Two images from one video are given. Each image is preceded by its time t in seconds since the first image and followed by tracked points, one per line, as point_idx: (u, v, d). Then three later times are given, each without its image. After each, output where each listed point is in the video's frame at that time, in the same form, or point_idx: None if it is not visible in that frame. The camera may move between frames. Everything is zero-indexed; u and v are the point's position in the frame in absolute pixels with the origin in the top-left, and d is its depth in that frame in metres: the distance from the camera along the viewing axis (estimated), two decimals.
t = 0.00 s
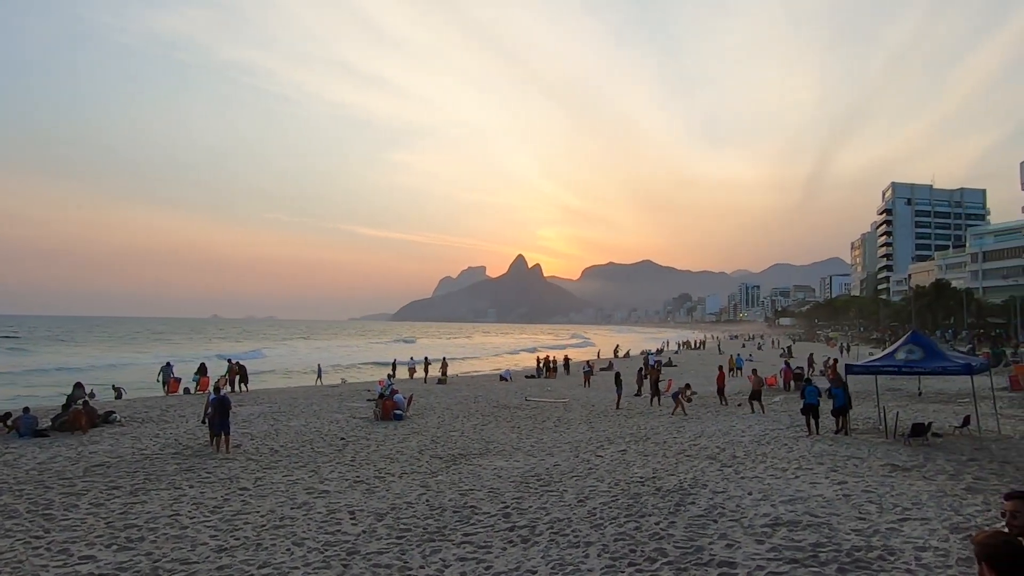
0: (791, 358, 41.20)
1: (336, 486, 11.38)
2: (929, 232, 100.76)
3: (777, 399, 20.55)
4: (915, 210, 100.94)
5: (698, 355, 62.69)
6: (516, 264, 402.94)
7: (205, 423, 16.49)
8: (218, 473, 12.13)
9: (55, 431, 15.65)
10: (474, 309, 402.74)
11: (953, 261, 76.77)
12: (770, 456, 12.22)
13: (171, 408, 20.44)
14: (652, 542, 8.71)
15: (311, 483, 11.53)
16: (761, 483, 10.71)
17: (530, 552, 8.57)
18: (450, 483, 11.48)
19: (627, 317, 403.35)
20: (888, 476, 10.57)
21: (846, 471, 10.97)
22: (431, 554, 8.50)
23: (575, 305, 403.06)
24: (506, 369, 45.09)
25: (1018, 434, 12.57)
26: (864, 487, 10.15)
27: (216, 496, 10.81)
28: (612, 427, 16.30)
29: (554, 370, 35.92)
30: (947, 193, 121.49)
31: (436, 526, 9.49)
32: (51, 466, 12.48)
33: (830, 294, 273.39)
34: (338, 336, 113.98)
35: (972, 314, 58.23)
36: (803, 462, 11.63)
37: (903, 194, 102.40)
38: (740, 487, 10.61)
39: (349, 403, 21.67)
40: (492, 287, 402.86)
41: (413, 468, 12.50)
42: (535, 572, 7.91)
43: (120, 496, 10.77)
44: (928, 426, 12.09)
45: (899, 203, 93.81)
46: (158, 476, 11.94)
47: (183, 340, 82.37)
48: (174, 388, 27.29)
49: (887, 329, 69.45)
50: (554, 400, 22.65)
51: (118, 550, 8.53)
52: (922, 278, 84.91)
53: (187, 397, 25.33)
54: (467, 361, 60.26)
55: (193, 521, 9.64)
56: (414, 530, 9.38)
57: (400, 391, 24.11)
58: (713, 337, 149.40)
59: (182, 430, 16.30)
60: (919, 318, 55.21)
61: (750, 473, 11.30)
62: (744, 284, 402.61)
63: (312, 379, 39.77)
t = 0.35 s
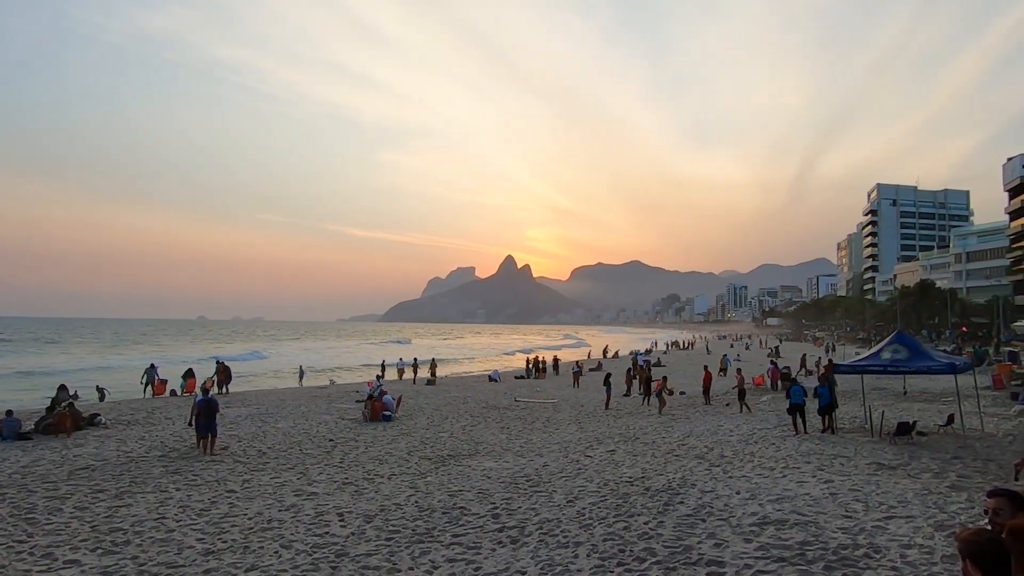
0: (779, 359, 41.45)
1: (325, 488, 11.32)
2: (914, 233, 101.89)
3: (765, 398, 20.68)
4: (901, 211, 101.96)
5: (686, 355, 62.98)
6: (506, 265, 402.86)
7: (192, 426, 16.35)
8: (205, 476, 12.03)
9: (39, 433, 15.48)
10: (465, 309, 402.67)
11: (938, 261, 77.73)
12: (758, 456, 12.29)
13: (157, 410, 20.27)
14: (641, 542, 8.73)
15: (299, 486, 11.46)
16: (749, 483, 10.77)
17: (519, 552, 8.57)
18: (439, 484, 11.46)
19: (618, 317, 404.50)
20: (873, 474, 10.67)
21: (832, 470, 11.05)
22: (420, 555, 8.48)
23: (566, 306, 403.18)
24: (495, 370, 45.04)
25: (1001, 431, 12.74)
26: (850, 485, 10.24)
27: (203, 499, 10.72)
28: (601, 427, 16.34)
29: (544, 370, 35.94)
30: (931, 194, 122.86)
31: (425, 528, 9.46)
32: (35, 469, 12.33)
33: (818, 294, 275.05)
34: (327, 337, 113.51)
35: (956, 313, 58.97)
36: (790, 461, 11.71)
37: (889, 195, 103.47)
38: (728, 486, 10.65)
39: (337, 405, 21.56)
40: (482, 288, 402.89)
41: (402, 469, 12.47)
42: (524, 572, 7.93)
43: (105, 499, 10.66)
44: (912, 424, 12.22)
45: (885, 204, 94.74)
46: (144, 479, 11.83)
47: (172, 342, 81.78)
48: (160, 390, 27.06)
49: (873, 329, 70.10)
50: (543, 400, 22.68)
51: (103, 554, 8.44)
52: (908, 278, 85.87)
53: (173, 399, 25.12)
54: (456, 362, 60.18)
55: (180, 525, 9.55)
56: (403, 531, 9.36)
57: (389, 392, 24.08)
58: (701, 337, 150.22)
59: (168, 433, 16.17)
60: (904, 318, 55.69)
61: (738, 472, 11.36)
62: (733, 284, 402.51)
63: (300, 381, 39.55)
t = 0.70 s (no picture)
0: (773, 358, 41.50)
1: (319, 489, 11.29)
2: (907, 233, 102.42)
3: (759, 398, 20.69)
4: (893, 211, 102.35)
5: (681, 355, 63.05)
6: (501, 266, 402.77)
7: (186, 427, 16.27)
8: (199, 478, 11.97)
9: (31, 435, 15.39)
10: (459, 309, 402.65)
11: (930, 261, 78.15)
12: (753, 455, 12.33)
13: (151, 412, 20.20)
14: (636, 542, 8.74)
15: (293, 487, 11.42)
16: (743, 482, 10.80)
17: (514, 553, 8.57)
18: (434, 485, 11.45)
19: (612, 317, 404.94)
20: (867, 473, 10.71)
21: (826, 469, 11.09)
22: (416, 556, 8.47)
23: (561, 306, 403.12)
24: (490, 371, 44.99)
25: (993, 430, 12.81)
26: (844, 484, 10.28)
27: (197, 501, 10.67)
28: (596, 427, 16.36)
29: (539, 370, 35.92)
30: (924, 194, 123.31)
31: (420, 528, 9.45)
32: (27, 472, 12.26)
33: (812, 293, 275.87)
34: (321, 338, 113.17)
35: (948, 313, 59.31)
36: (784, 461, 11.74)
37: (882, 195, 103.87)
38: (723, 485, 10.68)
39: (332, 406, 21.50)
40: (477, 288, 402.83)
41: (397, 470, 12.44)
42: (520, 572, 7.94)
43: (98, 501, 10.60)
44: (905, 423, 12.27)
45: (878, 204, 95.15)
46: (138, 481, 11.77)
47: (166, 343, 81.48)
48: (153, 392, 26.91)
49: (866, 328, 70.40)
50: (538, 400, 22.68)
51: (96, 556, 8.39)
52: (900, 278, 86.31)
53: (166, 401, 24.99)
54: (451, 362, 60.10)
55: (174, 526, 9.51)
56: (398, 532, 9.33)
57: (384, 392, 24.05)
58: (696, 336, 150.62)
59: (162, 434, 16.09)
60: (896, 317, 55.89)
61: (733, 471, 11.39)
62: (728, 284, 402.73)
63: (295, 381, 39.43)
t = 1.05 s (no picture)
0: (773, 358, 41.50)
1: (319, 490, 11.29)
2: (906, 232, 102.42)
3: (759, 398, 20.69)
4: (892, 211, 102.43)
5: (680, 355, 63.03)
6: (500, 266, 402.71)
7: (185, 428, 16.25)
8: (199, 479, 11.97)
9: (31, 437, 15.37)
10: (458, 309, 402.67)
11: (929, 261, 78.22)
12: (752, 455, 12.33)
13: (150, 413, 20.19)
14: (637, 542, 8.75)
15: (293, 488, 11.41)
16: (743, 482, 10.81)
17: (514, 553, 8.58)
18: (434, 485, 11.45)
19: (612, 317, 404.86)
20: (867, 473, 10.71)
21: (826, 468, 11.09)
22: (416, 557, 8.47)
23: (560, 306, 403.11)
24: (489, 371, 44.99)
25: (992, 429, 12.83)
26: (844, 484, 10.28)
27: (197, 502, 10.66)
28: (596, 427, 16.36)
29: (538, 371, 35.94)
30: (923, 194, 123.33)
31: (420, 529, 9.44)
32: (27, 473, 12.26)
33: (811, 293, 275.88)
34: (321, 339, 113.08)
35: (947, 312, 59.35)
36: (784, 460, 11.74)
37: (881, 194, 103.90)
38: (723, 485, 10.68)
39: (332, 406, 21.50)
40: (476, 288, 402.82)
41: (397, 471, 12.43)
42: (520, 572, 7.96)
43: (97, 503, 10.59)
44: (905, 423, 12.27)
45: (877, 204, 95.18)
46: (138, 482, 11.77)
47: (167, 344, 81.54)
48: (153, 392, 26.91)
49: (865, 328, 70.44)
50: (538, 401, 22.69)
51: (96, 558, 8.39)
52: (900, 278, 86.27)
53: (165, 402, 24.98)
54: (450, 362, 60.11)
55: (173, 528, 9.51)
56: (398, 533, 9.33)
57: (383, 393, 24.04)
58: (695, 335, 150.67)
59: (162, 436, 16.10)
60: (895, 317, 55.85)
61: (733, 471, 11.40)
62: (727, 283, 402.82)
63: (294, 382, 39.44)
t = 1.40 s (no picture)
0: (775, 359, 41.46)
1: (322, 490, 11.30)
2: (908, 232, 102.25)
3: (761, 398, 20.67)
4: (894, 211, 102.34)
5: (682, 355, 62.97)
6: (501, 266, 402.72)
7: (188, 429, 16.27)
8: (202, 480, 11.98)
9: (35, 438, 15.41)
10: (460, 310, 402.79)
11: (932, 260, 78.08)
12: (755, 455, 12.31)
13: (153, 414, 20.22)
14: (639, 543, 8.75)
15: (296, 488, 11.43)
16: (745, 482, 10.79)
17: (517, 554, 8.58)
18: (437, 486, 11.45)
19: (613, 317, 404.84)
20: (870, 473, 10.70)
21: (829, 469, 11.08)
22: (419, 557, 8.48)
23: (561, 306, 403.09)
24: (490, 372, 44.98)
25: (996, 429, 12.80)
26: (847, 485, 10.27)
27: (199, 503, 10.67)
28: (598, 428, 16.35)
29: (540, 371, 35.92)
30: (925, 194, 123.18)
31: (422, 530, 9.44)
32: (30, 474, 12.28)
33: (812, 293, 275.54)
34: (322, 339, 113.13)
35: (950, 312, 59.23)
36: (787, 461, 11.72)
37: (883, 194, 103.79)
38: (725, 486, 10.68)
39: (334, 407, 21.54)
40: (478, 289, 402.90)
41: (399, 472, 12.44)
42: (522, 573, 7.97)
43: (101, 504, 10.61)
44: (908, 423, 12.25)
45: (879, 204, 95.11)
46: (141, 483, 11.79)
47: (169, 346, 81.73)
48: (156, 394, 26.94)
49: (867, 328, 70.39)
50: (540, 401, 22.68)
51: (99, 559, 8.40)
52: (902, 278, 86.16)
53: (168, 403, 25.01)
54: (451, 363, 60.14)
55: (176, 529, 9.52)
56: (401, 534, 9.33)
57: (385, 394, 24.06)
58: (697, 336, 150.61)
59: (164, 436, 16.13)
60: (897, 317, 55.76)
61: (735, 472, 11.39)
62: (729, 284, 402.56)
63: (295, 383, 39.43)
